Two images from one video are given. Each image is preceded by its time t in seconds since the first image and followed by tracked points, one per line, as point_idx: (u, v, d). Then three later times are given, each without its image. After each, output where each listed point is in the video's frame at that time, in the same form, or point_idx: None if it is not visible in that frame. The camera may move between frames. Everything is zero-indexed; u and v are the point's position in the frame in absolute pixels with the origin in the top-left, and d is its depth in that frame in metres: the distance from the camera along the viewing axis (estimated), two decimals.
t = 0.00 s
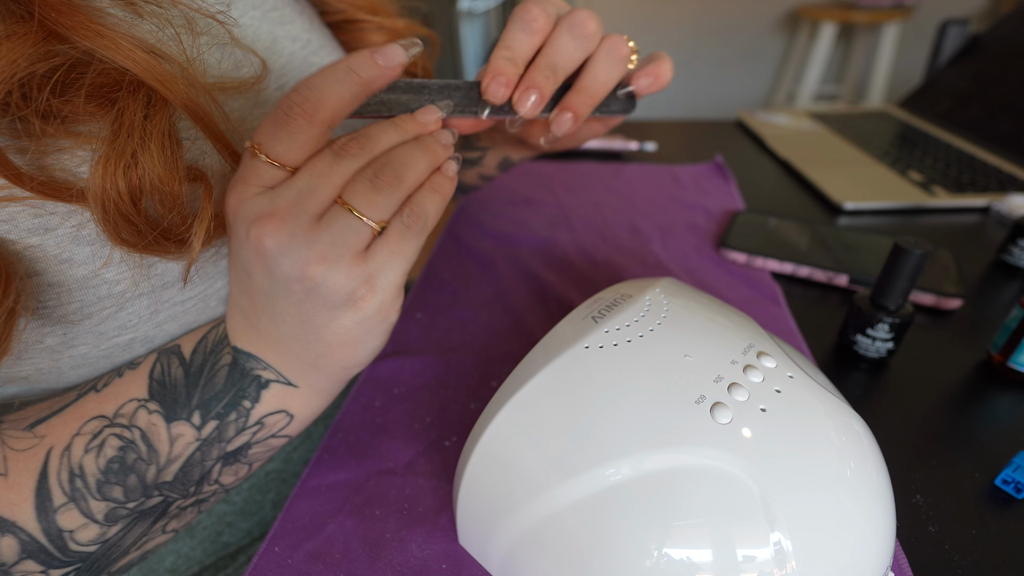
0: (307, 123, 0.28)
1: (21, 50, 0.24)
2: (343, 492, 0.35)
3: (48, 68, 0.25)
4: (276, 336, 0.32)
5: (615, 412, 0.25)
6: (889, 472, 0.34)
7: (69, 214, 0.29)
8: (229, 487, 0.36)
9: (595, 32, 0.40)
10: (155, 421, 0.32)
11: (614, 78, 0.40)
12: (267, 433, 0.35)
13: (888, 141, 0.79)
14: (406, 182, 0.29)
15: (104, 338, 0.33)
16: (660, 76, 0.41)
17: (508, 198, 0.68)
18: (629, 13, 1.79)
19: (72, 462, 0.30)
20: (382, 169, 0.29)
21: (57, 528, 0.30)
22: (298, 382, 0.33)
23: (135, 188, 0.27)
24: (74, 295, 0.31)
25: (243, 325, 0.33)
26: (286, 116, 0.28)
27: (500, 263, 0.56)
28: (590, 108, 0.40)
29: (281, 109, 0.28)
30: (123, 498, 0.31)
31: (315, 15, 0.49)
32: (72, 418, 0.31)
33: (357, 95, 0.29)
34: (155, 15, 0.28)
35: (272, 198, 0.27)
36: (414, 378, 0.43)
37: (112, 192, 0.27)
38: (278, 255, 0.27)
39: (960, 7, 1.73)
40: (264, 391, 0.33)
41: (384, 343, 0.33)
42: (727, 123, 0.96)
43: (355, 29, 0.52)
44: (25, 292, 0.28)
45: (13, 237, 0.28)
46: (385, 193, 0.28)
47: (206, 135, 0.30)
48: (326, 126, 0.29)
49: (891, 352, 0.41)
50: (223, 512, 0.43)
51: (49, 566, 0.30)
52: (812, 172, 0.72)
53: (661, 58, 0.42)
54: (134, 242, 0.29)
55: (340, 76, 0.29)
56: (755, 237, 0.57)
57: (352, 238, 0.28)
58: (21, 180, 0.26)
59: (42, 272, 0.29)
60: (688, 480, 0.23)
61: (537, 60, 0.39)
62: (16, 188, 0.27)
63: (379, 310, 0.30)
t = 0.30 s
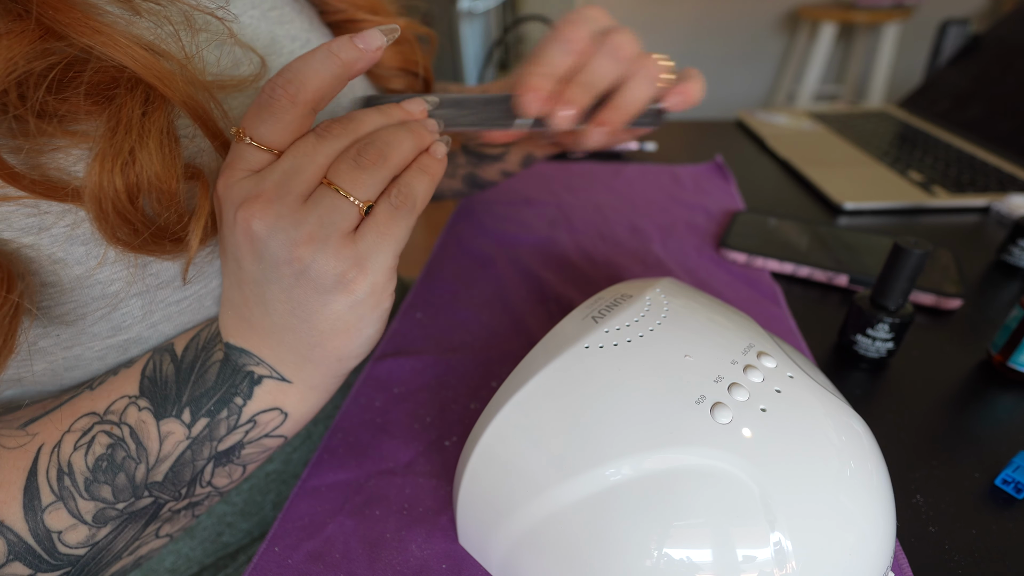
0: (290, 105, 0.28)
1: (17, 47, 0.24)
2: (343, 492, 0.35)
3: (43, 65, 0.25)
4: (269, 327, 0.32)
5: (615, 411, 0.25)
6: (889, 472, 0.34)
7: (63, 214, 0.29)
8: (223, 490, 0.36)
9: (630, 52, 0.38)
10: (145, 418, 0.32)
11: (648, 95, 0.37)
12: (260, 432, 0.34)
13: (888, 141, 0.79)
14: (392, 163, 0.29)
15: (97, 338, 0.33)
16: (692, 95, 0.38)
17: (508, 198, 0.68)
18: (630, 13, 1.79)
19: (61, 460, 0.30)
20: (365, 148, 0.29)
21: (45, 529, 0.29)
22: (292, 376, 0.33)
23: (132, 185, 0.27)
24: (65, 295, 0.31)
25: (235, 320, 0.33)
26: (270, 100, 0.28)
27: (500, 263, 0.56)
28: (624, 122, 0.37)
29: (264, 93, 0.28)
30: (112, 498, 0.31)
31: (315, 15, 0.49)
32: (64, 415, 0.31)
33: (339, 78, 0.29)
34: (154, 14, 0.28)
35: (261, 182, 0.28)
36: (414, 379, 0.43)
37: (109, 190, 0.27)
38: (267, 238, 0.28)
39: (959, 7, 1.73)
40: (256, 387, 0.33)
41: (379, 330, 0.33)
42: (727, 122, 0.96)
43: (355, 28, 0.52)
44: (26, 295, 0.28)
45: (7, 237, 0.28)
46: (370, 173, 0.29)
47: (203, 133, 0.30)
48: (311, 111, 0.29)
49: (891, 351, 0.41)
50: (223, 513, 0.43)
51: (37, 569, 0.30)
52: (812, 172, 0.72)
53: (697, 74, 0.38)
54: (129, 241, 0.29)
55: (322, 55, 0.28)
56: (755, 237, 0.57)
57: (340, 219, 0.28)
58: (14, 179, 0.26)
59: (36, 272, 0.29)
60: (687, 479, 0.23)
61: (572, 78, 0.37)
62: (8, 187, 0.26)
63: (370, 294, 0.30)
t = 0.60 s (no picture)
0: (301, 109, 0.29)
1: (10, 50, 0.24)
2: (343, 492, 0.35)
3: (38, 69, 0.25)
4: (274, 332, 0.32)
5: (615, 411, 0.25)
6: (890, 473, 0.34)
7: (57, 220, 0.29)
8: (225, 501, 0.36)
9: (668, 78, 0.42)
10: (147, 427, 0.32)
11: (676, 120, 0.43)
12: (262, 442, 0.34)
13: (888, 141, 0.79)
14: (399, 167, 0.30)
15: (95, 346, 0.33)
16: (712, 120, 0.44)
17: (508, 198, 0.68)
18: (630, 13, 1.79)
19: (62, 469, 0.30)
20: (372, 151, 0.29)
21: (44, 539, 0.30)
22: (296, 384, 0.33)
23: (127, 191, 0.27)
24: (63, 302, 0.30)
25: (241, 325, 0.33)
26: (282, 104, 0.29)
27: (500, 264, 0.56)
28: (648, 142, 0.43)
29: (277, 98, 0.29)
30: (112, 509, 0.31)
31: (316, 13, 0.49)
32: (66, 424, 0.32)
33: (350, 87, 0.30)
34: (150, 15, 0.29)
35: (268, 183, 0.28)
36: (414, 379, 0.43)
37: (104, 196, 0.27)
38: (272, 240, 0.27)
39: (960, 7, 1.73)
40: (260, 395, 0.33)
41: (383, 338, 0.33)
42: (727, 122, 0.96)
43: (356, 27, 0.52)
44: (14, 301, 0.28)
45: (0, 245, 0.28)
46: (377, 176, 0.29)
47: (200, 138, 0.30)
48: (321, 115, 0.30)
49: (892, 352, 0.41)
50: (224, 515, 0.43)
51: None
52: (812, 172, 0.72)
53: (717, 104, 0.45)
54: (125, 247, 0.29)
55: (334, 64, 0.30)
56: (755, 237, 0.57)
57: (345, 221, 0.28)
58: (9, 185, 0.26)
59: (29, 280, 0.29)
60: (685, 480, 0.23)
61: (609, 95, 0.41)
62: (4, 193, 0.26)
63: (375, 300, 0.30)
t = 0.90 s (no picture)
0: (295, 117, 0.29)
1: (8, 50, 0.24)
2: (343, 492, 0.35)
3: (36, 68, 0.25)
4: (268, 344, 0.31)
5: (615, 411, 0.25)
6: (889, 473, 0.34)
7: (56, 219, 0.29)
8: (218, 516, 0.36)
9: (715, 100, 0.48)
10: (141, 437, 0.32)
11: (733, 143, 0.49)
12: (256, 457, 0.34)
13: (888, 141, 0.79)
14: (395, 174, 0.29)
15: (93, 346, 0.33)
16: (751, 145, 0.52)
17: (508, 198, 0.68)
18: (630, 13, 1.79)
19: (56, 477, 0.30)
20: (367, 159, 0.29)
21: (32, 550, 0.30)
22: (293, 399, 0.33)
23: (125, 192, 0.27)
24: (61, 303, 0.31)
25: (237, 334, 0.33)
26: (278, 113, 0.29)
27: (500, 264, 0.56)
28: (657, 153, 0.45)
29: (272, 106, 0.29)
30: (102, 521, 0.31)
31: (317, 13, 0.49)
32: (65, 431, 0.32)
33: (347, 95, 0.30)
34: (149, 15, 0.28)
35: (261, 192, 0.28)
36: (414, 379, 0.43)
37: (101, 198, 0.27)
38: (261, 248, 0.27)
39: (959, 7, 1.73)
40: (255, 409, 0.33)
41: (381, 351, 0.32)
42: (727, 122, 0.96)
43: (358, 25, 0.52)
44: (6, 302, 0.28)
45: None
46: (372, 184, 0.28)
47: (199, 138, 0.30)
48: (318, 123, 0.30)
49: (891, 352, 0.41)
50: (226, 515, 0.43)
51: None
52: (812, 172, 0.72)
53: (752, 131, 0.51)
54: (121, 248, 0.29)
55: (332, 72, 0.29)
56: (755, 237, 0.57)
57: (337, 229, 0.27)
58: (7, 184, 0.26)
59: (26, 280, 0.29)
60: (687, 480, 0.23)
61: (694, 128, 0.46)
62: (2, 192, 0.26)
63: (366, 313, 0.29)
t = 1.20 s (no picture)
0: (306, 120, 0.28)
1: (26, 51, 0.24)
2: (343, 492, 0.35)
3: (53, 69, 0.25)
4: (279, 338, 0.32)
5: (615, 411, 0.25)
6: (889, 472, 0.34)
7: (70, 218, 0.29)
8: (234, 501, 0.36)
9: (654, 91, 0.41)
10: (158, 426, 0.32)
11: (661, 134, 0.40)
12: (271, 443, 0.35)
13: (888, 141, 0.79)
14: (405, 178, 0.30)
15: (106, 343, 0.33)
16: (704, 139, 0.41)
17: (508, 199, 0.68)
18: (630, 13, 1.79)
19: (76, 465, 0.30)
20: (378, 164, 0.29)
21: (57, 535, 0.29)
22: (304, 391, 0.33)
23: (141, 190, 0.27)
24: (76, 299, 0.31)
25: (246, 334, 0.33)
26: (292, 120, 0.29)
27: (501, 264, 0.56)
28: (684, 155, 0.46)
29: (283, 109, 0.29)
30: (123, 506, 0.31)
31: (318, 15, 0.49)
32: (81, 421, 0.32)
33: (357, 100, 0.29)
34: (160, 16, 0.28)
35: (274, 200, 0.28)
36: (414, 379, 0.43)
37: (119, 196, 0.27)
38: (275, 252, 0.28)
39: (959, 7, 1.73)
40: (269, 398, 0.33)
41: (390, 344, 0.33)
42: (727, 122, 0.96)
43: (358, 28, 0.52)
44: (27, 298, 0.28)
45: (15, 240, 0.28)
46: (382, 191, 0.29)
47: (212, 138, 0.30)
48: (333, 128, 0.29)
49: (891, 352, 0.41)
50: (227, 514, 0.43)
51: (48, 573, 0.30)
52: (812, 172, 0.72)
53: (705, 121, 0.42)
54: (137, 244, 0.29)
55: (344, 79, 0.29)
56: (755, 237, 0.57)
57: (348, 234, 0.28)
58: (25, 183, 0.26)
59: (43, 275, 0.29)
60: (688, 479, 0.23)
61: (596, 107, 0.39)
62: (20, 191, 0.26)
63: (375, 310, 0.30)
